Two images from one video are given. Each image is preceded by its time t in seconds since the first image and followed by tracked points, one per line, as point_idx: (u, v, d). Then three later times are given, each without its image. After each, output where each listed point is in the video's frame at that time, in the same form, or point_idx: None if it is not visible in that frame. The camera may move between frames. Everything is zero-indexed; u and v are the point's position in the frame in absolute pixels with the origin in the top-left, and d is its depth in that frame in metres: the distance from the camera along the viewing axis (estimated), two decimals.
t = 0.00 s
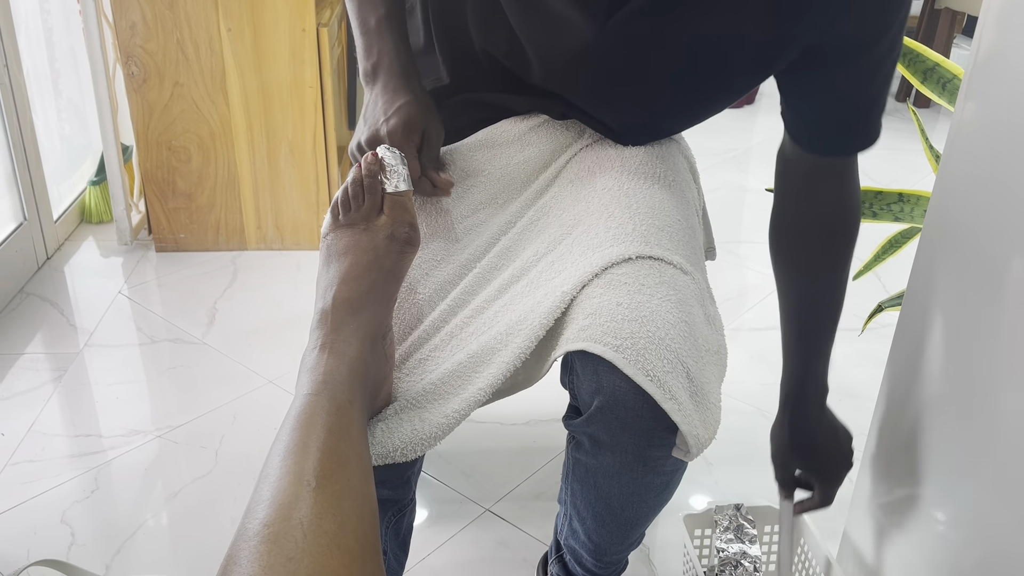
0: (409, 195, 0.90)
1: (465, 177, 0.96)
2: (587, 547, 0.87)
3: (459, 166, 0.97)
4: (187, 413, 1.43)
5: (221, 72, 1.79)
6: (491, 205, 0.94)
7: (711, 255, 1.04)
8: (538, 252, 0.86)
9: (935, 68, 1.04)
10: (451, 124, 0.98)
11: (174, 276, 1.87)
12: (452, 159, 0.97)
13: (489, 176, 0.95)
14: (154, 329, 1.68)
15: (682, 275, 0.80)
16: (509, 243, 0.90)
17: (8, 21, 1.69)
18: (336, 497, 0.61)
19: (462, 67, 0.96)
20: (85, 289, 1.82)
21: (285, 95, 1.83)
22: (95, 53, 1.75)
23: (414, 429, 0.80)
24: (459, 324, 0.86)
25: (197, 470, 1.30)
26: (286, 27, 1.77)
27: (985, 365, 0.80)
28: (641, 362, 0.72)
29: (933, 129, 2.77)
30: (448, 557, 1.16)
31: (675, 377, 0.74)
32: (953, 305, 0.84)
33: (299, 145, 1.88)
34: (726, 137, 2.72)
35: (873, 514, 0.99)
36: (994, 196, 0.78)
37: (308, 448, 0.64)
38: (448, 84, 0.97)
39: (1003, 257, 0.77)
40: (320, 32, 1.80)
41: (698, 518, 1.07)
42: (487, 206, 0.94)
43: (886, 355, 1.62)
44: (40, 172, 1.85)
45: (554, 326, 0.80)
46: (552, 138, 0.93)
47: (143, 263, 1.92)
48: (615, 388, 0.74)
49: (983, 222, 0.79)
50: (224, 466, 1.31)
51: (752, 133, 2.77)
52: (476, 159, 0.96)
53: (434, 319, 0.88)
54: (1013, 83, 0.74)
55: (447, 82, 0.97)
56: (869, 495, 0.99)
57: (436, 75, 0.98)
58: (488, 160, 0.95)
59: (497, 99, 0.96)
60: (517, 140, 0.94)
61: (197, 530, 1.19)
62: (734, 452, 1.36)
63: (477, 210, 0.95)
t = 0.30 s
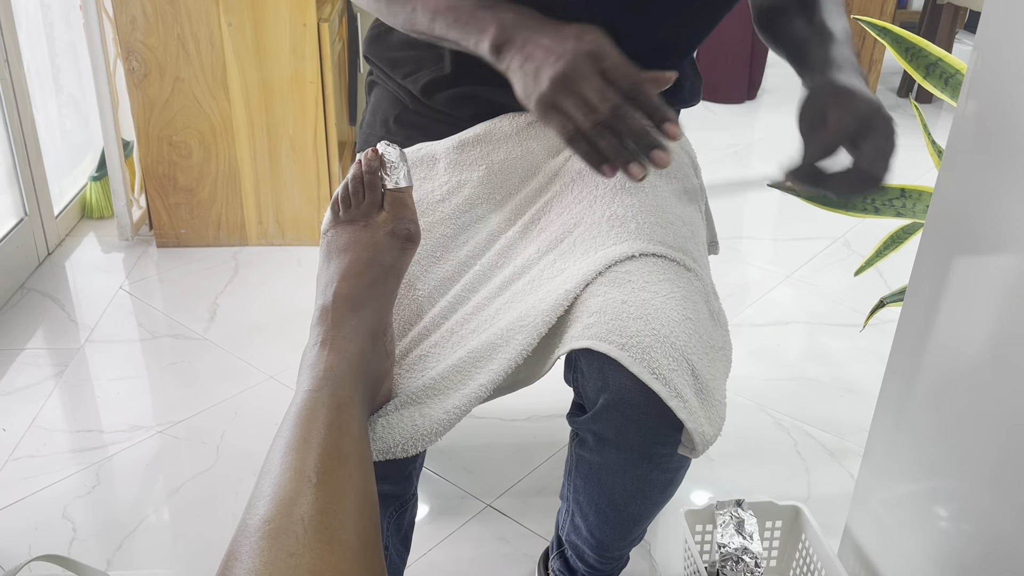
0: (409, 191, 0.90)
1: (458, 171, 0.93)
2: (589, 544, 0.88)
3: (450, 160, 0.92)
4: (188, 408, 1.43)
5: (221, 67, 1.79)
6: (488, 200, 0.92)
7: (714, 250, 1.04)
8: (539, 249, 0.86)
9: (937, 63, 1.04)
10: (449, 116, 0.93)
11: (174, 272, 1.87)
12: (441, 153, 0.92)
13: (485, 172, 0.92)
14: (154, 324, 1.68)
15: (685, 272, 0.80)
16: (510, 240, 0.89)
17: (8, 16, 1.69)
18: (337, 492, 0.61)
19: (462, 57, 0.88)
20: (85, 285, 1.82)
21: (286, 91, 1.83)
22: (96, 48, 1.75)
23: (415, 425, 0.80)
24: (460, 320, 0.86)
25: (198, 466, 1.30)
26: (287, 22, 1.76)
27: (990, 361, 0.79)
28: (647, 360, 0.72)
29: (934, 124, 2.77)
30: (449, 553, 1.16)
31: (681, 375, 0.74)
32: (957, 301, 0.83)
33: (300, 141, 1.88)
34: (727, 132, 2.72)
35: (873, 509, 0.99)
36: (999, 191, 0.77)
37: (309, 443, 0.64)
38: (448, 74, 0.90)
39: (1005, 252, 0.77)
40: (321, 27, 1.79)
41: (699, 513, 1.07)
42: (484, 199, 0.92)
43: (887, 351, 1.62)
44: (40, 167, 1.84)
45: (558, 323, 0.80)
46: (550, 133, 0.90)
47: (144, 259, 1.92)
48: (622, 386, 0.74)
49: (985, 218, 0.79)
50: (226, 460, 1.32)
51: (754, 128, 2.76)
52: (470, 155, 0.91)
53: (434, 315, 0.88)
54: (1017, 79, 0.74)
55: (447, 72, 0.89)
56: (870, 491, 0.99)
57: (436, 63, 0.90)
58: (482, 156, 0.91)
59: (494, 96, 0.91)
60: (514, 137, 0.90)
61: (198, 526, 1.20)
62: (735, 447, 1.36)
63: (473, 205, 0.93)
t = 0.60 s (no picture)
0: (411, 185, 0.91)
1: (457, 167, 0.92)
2: (589, 540, 0.88)
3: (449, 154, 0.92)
4: (188, 404, 1.43)
5: (221, 62, 1.79)
6: (487, 196, 0.92)
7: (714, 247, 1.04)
8: (541, 246, 0.86)
9: (940, 57, 1.04)
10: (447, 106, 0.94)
11: (175, 267, 1.87)
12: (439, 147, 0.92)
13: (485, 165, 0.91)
14: (155, 319, 1.68)
15: (688, 270, 0.80)
16: (513, 238, 0.89)
17: (8, 10, 1.69)
18: (336, 486, 0.61)
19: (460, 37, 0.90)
20: (85, 280, 1.81)
21: (286, 87, 1.82)
22: (96, 43, 1.75)
23: (417, 422, 0.79)
24: (463, 317, 0.86)
25: (199, 461, 1.30)
26: (287, 18, 1.76)
27: (991, 356, 0.79)
28: (648, 357, 0.72)
29: (936, 119, 2.77)
30: (450, 548, 1.16)
31: (681, 373, 0.73)
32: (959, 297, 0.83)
33: (300, 136, 1.87)
34: (728, 128, 2.72)
35: (874, 504, 0.99)
36: (1002, 187, 0.77)
37: (309, 436, 0.64)
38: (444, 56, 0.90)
39: (1005, 248, 0.77)
40: (321, 23, 1.78)
41: (699, 509, 1.07)
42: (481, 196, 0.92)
43: (888, 346, 1.62)
44: (40, 162, 1.84)
45: (559, 322, 0.80)
46: (550, 130, 0.91)
47: (145, 254, 1.92)
48: (621, 383, 0.74)
49: (984, 213, 0.79)
50: (226, 456, 1.32)
51: (754, 123, 2.76)
52: (468, 150, 0.92)
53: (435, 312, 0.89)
54: (1017, 74, 0.74)
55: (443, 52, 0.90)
56: (870, 486, 0.99)
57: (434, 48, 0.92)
58: (481, 152, 0.92)
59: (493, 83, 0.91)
60: (512, 132, 0.91)
61: (199, 520, 1.20)
62: (736, 443, 1.36)
63: (472, 200, 0.92)
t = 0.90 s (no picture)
0: (409, 183, 0.85)
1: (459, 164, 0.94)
2: (589, 537, 0.88)
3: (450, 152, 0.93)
4: (188, 399, 1.43)
5: (221, 57, 1.78)
6: (488, 195, 0.94)
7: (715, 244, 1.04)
8: (541, 243, 0.86)
9: (940, 53, 1.03)
10: (444, 107, 0.95)
11: (175, 262, 1.87)
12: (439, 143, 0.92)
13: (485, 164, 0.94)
14: (155, 314, 1.67)
15: (689, 267, 0.80)
16: (513, 234, 0.89)
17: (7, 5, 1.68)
18: (334, 482, 0.61)
19: (457, 44, 0.92)
20: (85, 275, 1.81)
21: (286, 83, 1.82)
22: (95, 37, 1.75)
23: (415, 417, 0.79)
24: (462, 313, 0.86)
25: (199, 456, 1.30)
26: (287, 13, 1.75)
27: (992, 352, 0.79)
28: (647, 355, 0.72)
29: (937, 115, 2.76)
30: (450, 543, 1.16)
31: (681, 370, 0.73)
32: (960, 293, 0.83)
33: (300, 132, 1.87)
34: (729, 124, 2.72)
35: (874, 500, 0.99)
36: (1005, 182, 0.77)
37: (307, 432, 0.64)
38: (443, 61, 0.93)
39: (1005, 244, 0.77)
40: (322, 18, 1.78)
41: (699, 504, 1.07)
42: (485, 196, 0.94)
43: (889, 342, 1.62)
44: (40, 157, 1.84)
45: (559, 319, 0.80)
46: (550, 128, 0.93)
47: (144, 249, 1.92)
48: (621, 381, 0.73)
49: (986, 207, 0.79)
50: (227, 451, 1.32)
51: (755, 119, 2.76)
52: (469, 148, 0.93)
53: (434, 308, 0.89)
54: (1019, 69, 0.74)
55: (441, 58, 0.92)
56: (870, 482, 0.99)
57: (433, 52, 0.94)
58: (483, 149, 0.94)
59: (494, 86, 0.93)
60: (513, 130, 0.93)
61: (198, 516, 1.20)
62: (736, 438, 1.36)
63: (474, 200, 0.94)
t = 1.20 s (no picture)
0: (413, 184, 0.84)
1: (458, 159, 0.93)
2: (588, 532, 0.88)
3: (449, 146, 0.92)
4: (188, 394, 1.43)
5: (220, 52, 1.78)
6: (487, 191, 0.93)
7: (715, 240, 1.03)
8: (541, 239, 0.86)
9: (941, 48, 1.03)
10: (445, 104, 0.95)
11: (174, 257, 1.86)
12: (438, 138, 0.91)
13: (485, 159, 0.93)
14: (154, 310, 1.67)
15: (688, 263, 0.80)
16: (513, 230, 0.89)
17: None
18: (332, 477, 0.61)
19: (460, 47, 0.91)
20: (84, 270, 1.81)
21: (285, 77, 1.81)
22: (94, 32, 1.74)
23: (415, 414, 0.79)
24: (461, 309, 0.86)
25: (198, 452, 1.30)
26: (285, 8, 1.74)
27: (992, 347, 0.79)
28: (645, 351, 0.72)
29: (937, 111, 2.76)
30: (449, 538, 1.16)
31: (679, 366, 0.73)
32: (961, 288, 0.83)
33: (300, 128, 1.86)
34: (729, 120, 2.71)
35: (874, 495, 0.99)
36: (1006, 177, 0.77)
37: (306, 427, 0.64)
38: (446, 65, 0.92)
39: (1006, 240, 0.77)
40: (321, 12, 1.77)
41: (699, 500, 1.07)
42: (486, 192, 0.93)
43: (888, 338, 1.62)
44: (39, 152, 1.83)
45: (558, 316, 0.80)
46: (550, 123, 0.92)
47: (144, 244, 1.92)
48: (620, 377, 0.73)
49: (987, 203, 0.79)
50: (226, 446, 1.31)
51: (755, 115, 2.76)
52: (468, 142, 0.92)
53: (434, 304, 0.88)
54: (1021, 63, 0.74)
55: (445, 62, 0.91)
56: (870, 478, 0.99)
57: (435, 54, 0.92)
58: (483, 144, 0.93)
59: (495, 86, 0.92)
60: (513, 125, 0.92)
61: (198, 511, 1.19)
62: (736, 434, 1.36)
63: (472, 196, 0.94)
